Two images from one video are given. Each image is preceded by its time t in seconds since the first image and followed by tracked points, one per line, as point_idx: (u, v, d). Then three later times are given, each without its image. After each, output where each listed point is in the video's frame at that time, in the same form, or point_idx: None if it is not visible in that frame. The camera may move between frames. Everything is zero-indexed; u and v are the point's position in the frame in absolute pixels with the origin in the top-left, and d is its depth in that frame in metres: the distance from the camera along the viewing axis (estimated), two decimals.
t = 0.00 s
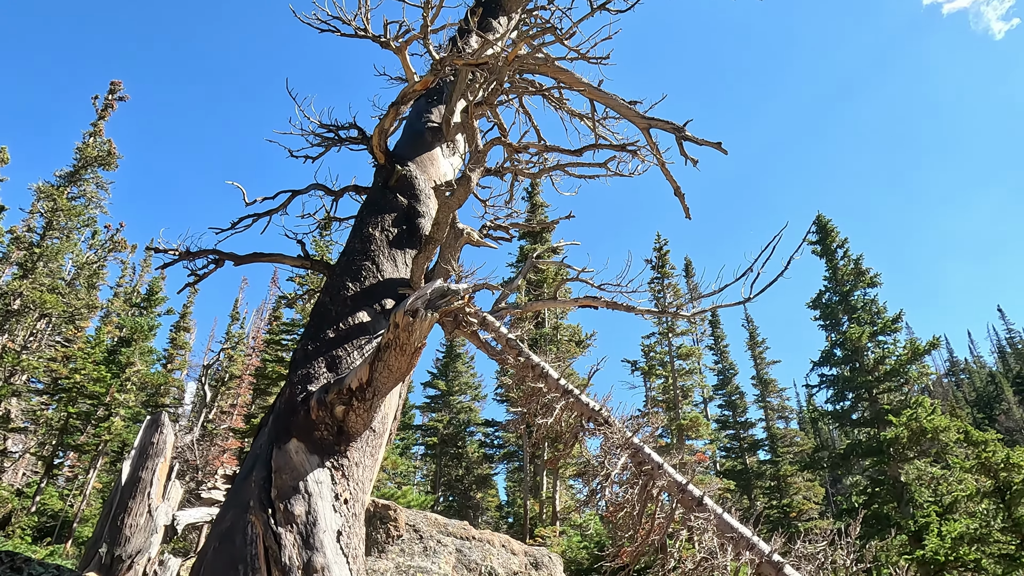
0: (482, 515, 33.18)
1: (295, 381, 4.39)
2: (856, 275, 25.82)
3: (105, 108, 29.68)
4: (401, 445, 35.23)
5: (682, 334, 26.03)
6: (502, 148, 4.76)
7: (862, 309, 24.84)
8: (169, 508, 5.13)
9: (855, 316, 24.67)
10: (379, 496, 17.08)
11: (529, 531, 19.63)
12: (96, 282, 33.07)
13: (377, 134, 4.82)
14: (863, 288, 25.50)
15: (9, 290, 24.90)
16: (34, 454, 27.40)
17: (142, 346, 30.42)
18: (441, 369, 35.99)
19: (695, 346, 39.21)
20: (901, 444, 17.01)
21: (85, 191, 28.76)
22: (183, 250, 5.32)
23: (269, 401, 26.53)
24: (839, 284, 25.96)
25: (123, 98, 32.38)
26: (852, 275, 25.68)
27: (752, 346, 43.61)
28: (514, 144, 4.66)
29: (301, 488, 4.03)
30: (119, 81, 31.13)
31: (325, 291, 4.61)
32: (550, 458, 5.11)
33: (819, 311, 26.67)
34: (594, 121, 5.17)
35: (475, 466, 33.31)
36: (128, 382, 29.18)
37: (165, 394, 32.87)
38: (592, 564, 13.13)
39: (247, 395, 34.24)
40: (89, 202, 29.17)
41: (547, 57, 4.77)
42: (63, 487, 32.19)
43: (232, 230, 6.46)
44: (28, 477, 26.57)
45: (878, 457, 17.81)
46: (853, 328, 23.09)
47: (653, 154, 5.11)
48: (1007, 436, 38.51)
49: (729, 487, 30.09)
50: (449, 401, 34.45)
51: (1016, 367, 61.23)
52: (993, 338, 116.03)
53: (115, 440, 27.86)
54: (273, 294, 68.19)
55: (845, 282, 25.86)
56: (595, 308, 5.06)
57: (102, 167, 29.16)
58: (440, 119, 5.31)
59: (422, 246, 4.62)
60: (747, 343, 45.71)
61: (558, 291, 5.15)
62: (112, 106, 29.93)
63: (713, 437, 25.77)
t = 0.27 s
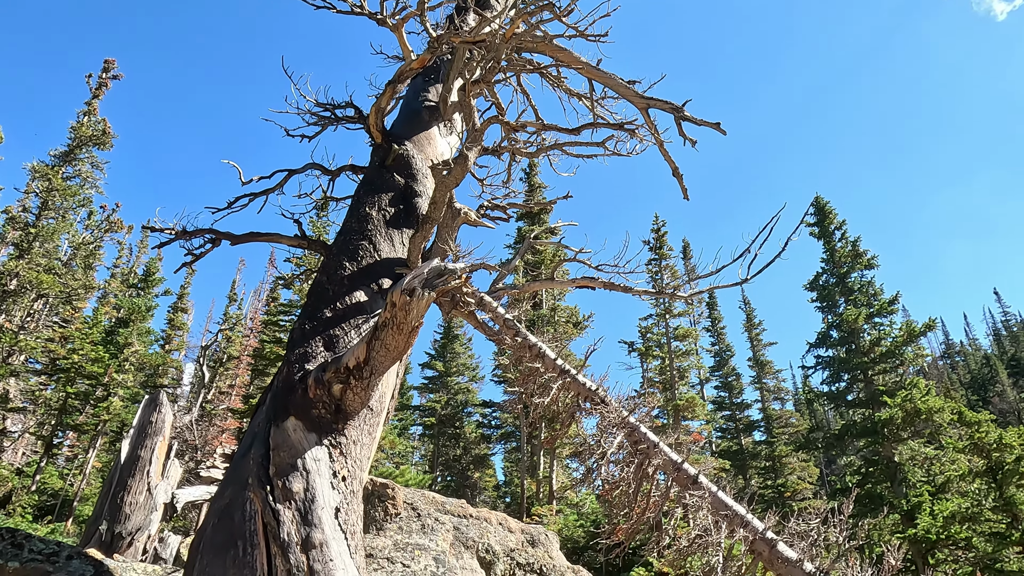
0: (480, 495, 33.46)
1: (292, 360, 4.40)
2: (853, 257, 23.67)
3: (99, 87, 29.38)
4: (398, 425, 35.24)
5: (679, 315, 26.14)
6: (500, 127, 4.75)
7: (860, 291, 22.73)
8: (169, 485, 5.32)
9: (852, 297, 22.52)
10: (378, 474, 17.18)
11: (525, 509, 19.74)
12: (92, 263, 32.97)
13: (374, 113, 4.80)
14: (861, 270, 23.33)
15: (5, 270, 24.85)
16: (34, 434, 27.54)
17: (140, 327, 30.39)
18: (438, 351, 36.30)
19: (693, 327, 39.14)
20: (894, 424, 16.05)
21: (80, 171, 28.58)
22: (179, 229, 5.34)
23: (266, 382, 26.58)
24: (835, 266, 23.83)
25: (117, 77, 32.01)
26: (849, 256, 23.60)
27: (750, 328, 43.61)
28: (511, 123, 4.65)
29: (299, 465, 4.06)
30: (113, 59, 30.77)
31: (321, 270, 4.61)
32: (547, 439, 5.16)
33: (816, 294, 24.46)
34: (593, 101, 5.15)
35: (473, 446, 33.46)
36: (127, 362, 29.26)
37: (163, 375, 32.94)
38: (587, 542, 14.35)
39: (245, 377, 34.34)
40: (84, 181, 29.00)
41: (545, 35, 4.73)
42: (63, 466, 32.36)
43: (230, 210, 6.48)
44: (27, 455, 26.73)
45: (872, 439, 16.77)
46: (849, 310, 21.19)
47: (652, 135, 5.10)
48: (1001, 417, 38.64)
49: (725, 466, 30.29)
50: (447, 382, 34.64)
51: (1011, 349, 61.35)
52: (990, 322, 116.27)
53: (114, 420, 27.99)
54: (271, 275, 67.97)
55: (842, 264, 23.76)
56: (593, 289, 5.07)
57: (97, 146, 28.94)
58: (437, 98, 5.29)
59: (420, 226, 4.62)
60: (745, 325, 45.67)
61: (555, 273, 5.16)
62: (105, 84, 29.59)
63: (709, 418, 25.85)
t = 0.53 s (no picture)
0: (476, 473, 33.83)
1: (289, 338, 4.40)
2: (850, 239, 23.27)
3: (91, 63, 28.98)
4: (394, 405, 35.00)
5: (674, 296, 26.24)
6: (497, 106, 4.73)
7: (856, 272, 22.31)
8: (166, 463, 5.41)
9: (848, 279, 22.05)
10: (375, 452, 17.32)
11: (521, 487, 19.90)
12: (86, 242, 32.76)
13: (370, 91, 4.77)
14: (857, 252, 22.95)
15: None
16: (31, 413, 27.56)
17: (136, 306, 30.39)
18: (434, 331, 35.70)
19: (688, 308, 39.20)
20: (888, 405, 15.82)
21: (73, 149, 28.30)
22: (175, 208, 5.31)
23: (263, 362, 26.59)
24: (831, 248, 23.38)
25: (109, 53, 31.51)
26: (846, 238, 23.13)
27: (746, 309, 43.80)
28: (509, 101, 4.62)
29: (295, 443, 4.08)
30: (105, 35, 30.30)
31: (317, 249, 4.59)
32: (543, 418, 5.19)
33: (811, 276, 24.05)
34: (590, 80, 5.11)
35: (469, 425, 33.69)
36: (124, 342, 29.22)
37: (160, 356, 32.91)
38: (583, 519, 14.46)
39: (242, 357, 34.35)
40: (77, 160, 28.74)
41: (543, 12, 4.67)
42: (62, 444, 32.53)
43: (225, 188, 6.45)
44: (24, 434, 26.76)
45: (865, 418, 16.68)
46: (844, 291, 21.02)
47: (650, 114, 5.07)
48: (993, 398, 39.01)
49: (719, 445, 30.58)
50: (444, 362, 34.41)
51: (1004, 331, 61.58)
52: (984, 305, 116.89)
53: (111, 399, 28.02)
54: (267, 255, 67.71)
55: (838, 245, 23.32)
56: (589, 269, 5.09)
57: (90, 124, 28.62)
58: (434, 76, 5.25)
59: (416, 205, 4.61)
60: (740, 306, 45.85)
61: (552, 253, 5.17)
62: (97, 61, 29.16)
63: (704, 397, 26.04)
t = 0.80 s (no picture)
0: (471, 452, 34.09)
1: (285, 316, 4.40)
2: (845, 219, 23.04)
3: (81, 38, 28.52)
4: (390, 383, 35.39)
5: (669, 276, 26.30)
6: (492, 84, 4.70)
7: (850, 253, 22.20)
8: (162, 441, 5.51)
9: (842, 260, 21.93)
10: (370, 429, 17.42)
11: (516, 464, 20.05)
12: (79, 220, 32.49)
13: (364, 67, 4.71)
14: (852, 233, 22.80)
15: None
16: (26, 391, 27.54)
17: (130, 285, 30.30)
18: (429, 311, 36.00)
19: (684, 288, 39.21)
20: (879, 385, 16.12)
21: (64, 125, 27.98)
22: (168, 185, 5.27)
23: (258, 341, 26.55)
24: (826, 228, 23.17)
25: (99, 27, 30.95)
26: (841, 218, 22.89)
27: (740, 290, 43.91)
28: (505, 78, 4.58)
29: (292, 420, 4.10)
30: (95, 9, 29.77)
31: (312, 227, 4.56)
32: (537, 396, 5.22)
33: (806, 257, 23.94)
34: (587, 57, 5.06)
35: (464, 404, 33.93)
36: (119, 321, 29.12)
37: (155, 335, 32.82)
38: (577, 496, 14.61)
39: (237, 336, 34.30)
40: (68, 136, 28.43)
41: None
42: (58, 422, 32.61)
43: (219, 165, 6.39)
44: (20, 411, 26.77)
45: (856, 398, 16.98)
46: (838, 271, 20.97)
47: (646, 93, 5.04)
48: (983, 379, 39.33)
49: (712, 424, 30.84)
50: (439, 341, 34.61)
51: (996, 313, 61.84)
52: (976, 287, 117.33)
53: (106, 377, 28.00)
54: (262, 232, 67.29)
55: (833, 226, 23.09)
56: (585, 249, 5.10)
57: (81, 100, 28.24)
58: (429, 53, 5.20)
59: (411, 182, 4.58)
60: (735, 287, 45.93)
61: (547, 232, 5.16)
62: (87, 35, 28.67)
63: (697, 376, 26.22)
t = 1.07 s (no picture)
0: (464, 428, 34.37)
1: (277, 291, 4.38)
2: (838, 198, 22.89)
3: (67, 9, 27.97)
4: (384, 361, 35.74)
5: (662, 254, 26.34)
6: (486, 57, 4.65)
7: (842, 232, 22.15)
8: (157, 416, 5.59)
9: (834, 239, 21.89)
10: (363, 405, 17.51)
11: (508, 440, 20.18)
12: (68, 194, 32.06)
13: (356, 39, 4.64)
14: (845, 212, 22.70)
15: None
16: (19, 366, 27.41)
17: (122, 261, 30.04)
18: (423, 288, 36.30)
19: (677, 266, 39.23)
20: (869, 362, 16.04)
21: (51, 99, 27.56)
22: (157, 159, 5.21)
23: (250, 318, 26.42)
24: (818, 207, 23.04)
25: None
26: (834, 197, 22.74)
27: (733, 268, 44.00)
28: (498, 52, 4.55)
29: (284, 394, 4.11)
30: None
31: (304, 202, 4.53)
32: (530, 373, 5.25)
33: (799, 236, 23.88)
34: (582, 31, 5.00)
35: (458, 380, 34.09)
36: (111, 297, 28.96)
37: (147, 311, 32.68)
38: (569, 473, 14.91)
39: (230, 313, 34.18)
40: (56, 110, 28.04)
41: None
42: (50, 398, 32.61)
43: (209, 138, 6.32)
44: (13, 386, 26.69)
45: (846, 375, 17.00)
46: (831, 250, 20.94)
47: (641, 69, 4.99)
48: (972, 359, 39.67)
49: (703, 401, 31.06)
50: (432, 318, 34.91)
51: (986, 293, 62.27)
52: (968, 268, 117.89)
53: (98, 353, 27.90)
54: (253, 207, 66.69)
55: (826, 205, 22.93)
56: (578, 226, 5.09)
57: (67, 73, 27.76)
58: (421, 26, 5.14)
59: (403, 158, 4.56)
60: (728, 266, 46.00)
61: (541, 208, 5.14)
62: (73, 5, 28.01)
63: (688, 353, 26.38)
